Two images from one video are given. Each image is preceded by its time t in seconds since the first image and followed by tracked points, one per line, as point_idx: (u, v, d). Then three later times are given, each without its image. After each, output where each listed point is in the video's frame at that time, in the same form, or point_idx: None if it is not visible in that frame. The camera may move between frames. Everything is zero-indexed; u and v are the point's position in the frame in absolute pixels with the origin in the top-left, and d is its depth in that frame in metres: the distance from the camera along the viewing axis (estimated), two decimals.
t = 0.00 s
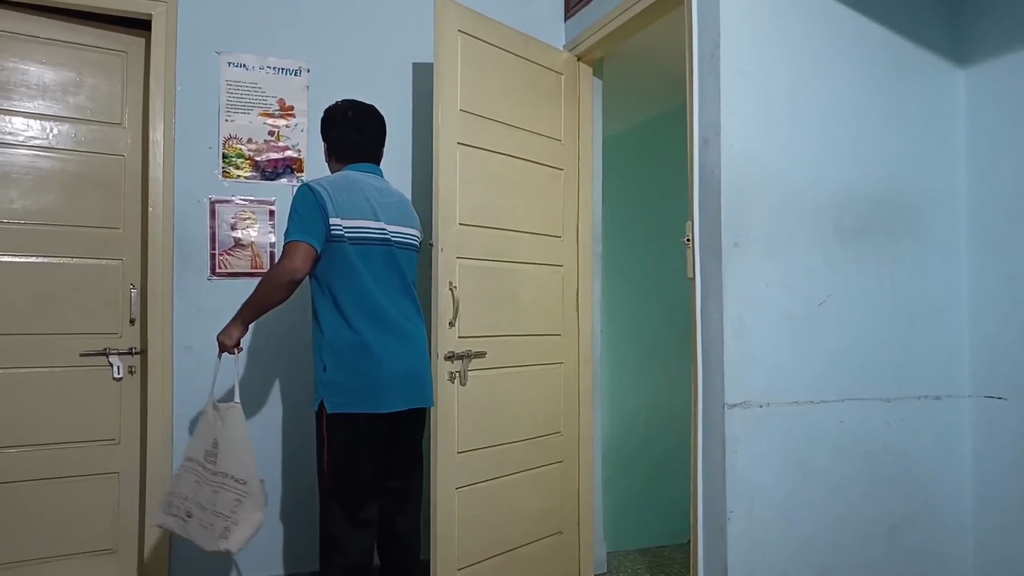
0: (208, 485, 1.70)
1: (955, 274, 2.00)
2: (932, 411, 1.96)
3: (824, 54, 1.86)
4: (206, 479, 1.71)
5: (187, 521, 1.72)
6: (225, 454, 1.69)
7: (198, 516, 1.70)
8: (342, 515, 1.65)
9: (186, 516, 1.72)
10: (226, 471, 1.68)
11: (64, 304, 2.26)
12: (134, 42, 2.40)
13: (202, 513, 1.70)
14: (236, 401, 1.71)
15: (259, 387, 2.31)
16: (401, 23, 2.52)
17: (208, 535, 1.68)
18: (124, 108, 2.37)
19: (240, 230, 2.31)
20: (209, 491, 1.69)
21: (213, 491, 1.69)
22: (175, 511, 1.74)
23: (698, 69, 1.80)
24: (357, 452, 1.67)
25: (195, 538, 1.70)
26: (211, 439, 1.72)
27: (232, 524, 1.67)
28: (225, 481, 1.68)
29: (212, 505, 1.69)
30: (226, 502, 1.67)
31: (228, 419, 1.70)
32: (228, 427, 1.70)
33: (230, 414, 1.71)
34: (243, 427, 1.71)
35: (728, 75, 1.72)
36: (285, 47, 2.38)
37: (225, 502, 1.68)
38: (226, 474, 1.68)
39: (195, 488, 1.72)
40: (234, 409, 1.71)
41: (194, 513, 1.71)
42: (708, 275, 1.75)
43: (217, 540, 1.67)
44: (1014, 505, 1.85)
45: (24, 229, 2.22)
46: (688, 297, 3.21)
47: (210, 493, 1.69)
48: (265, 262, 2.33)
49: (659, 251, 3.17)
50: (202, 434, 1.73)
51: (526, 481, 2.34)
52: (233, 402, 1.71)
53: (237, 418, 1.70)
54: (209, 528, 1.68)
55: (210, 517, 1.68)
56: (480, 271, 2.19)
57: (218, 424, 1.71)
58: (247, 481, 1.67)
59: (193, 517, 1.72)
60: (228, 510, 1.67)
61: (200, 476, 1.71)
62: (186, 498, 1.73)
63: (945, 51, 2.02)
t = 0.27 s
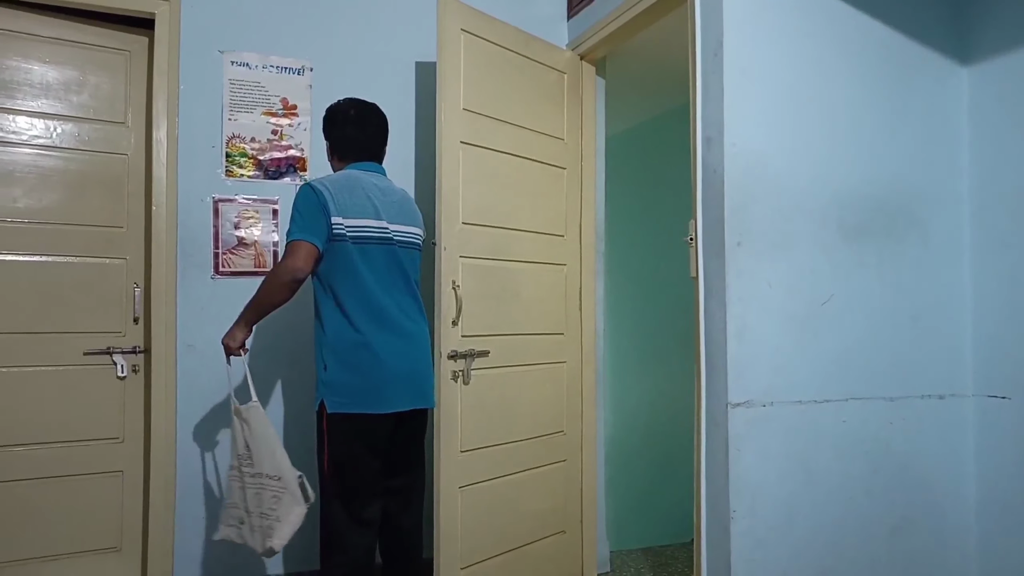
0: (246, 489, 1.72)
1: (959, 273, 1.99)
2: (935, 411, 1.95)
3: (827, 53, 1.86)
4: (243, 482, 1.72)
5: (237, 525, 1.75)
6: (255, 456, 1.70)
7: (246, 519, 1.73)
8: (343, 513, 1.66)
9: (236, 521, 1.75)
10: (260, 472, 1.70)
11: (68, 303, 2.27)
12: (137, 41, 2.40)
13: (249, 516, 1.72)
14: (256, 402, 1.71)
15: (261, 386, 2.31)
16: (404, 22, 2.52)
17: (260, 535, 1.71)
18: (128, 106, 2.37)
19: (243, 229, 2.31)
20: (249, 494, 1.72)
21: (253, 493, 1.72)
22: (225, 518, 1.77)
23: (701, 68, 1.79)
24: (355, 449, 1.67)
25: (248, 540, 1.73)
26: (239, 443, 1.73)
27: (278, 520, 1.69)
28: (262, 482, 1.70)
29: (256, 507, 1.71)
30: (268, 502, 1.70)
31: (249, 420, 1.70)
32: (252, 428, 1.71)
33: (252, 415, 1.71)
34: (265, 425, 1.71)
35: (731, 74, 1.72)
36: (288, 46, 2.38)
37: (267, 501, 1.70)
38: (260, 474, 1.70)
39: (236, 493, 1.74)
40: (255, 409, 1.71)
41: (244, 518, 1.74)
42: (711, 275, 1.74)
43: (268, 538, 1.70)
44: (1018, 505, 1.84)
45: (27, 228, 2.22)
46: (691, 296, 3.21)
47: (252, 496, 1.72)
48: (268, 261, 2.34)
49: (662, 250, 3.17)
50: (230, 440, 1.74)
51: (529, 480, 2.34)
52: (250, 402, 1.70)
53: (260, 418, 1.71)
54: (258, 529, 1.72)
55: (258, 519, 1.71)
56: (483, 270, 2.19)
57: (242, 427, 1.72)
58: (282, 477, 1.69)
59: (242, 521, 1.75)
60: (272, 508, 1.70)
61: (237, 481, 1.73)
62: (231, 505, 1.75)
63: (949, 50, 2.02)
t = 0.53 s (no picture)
0: (253, 487, 1.73)
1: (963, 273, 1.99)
2: (939, 411, 1.95)
3: (831, 52, 1.86)
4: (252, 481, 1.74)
5: (246, 522, 1.77)
6: (260, 456, 1.71)
7: (251, 517, 1.74)
8: (344, 514, 1.65)
9: (244, 518, 1.77)
10: (262, 472, 1.70)
11: (72, 302, 2.27)
12: (141, 41, 2.40)
13: (253, 514, 1.73)
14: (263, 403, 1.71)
15: (265, 385, 2.32)
16: (407, 22, 2.52)
17: (258, 536, 1.71)
18: (131, 106, 2.38)
19: (247, 228, 2.31)
20: (254, 494, 1.73)
21: (258, 492, 1.73)
22: (239, 513, 1.80)
23: (705, 67, 1.79)
24: (354, 451, 1.67)
25: (251, 540, 1.74)
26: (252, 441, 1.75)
27: (271, 524, 1.67)
28: (264, 483, 1.70)
29: (258, 506, 1.72)
30: (267, 504, 1.69)
31: (256, 420, 1.71)
32: (258, 430, 1.72)
33: (259, 417, 1.71)
34: (270, 427, 1.70)
35: (734, 73, 1.72)
36: (291, 46, 2.38)
37: (266, 503, 1.70)
38: (263, 476, 1.70)
39: (245, 489, 1.76)
40: (262, 411, 1.71)
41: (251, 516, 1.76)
42: (715, 274, 1.74)
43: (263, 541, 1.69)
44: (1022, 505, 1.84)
45: (32, 227, 2.23)
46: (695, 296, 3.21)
47: (257, 495, 1.73)
48: (271, 260, 2.34)
49: (666, 250, 3.17)
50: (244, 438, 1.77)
51: (531, 480, 2.34)
52: (258, 402, 1.71)
53: (265, 419, 1.71)
54: (258, 529, 1.71)
55: (258, 519, 1.72)
56: (485, 269, 2.19)
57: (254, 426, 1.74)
58: (279, 481, 1.68)
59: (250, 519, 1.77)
60: (268, 511, 1.69)
61: (248, 479, 1.75)
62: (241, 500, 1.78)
63: (953, 49, 2.01)
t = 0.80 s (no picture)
0: (228, 483, 1.74)
1: (964, 270, 1.99)
2: (940, 408, 1.95)
3: (831, 49, 1.85)
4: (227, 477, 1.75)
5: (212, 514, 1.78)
6: (243, 457, 1.71)
7: (218, 512, 1.76)
8: (348, 515, 1.65)
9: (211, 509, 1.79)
10: (241, 474, 1.71)
11: (72, 301, 2.27)
12: (140, 39, 2.40)
13: (222, 509, 1.75)
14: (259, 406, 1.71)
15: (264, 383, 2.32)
16: (406, 19, 2.51)
17: (223, 533, 1.73)
18: (130, 104, 2.37)
19: (246, 226, 2.31)
20: (228, 489, 1.73)
21: (230, 489, 1.74)
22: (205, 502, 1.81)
23: (704, 65, 1.79)
24: (357, 450, 1.66)
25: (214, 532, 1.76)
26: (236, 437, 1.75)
27: (241, 527, 1.70)
28: (240, 484, 1.71)
29: (229, 504, 1.73)
30: (237, 505, 1.71)
31: (248, 422, 1.71)
32: (248, 430, 1.72)
33: (253, 417, 1.71)
34: (260, 430, 1.71)
35: (735, 69, 1.72)
36: (290, 44, 2.37)
37: (236, 503, 1.71)
38: (241, 476, 1.71)
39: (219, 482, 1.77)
40: (256, 413, 1.71)
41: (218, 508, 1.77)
42: (715, 272, 1.74)
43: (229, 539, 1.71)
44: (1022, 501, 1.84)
45: (31, 226, 2.23)
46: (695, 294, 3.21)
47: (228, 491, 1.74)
48: (271, 258, 2.34)
49: (666, 248, 3.17)
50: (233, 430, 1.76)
51: (532, 478, 2.34)
52: (254, 405, 1.71)
53: (259, 423, 1.71)
54: (223, 526, 1.74)
55: (227, 515, 1.73)
56: (485, 267, 2.19)
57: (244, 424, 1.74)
58: (256, 487, 1.69)
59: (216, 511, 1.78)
60: (237, 513, 1.71)
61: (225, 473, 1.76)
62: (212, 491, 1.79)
63: (953, 45, 2.01)
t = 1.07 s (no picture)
0: (234, 474, 1.74)
1: (984, 269, 1.97)
2: (960, 408, 1.94)
3: (849, 47, 1.84)
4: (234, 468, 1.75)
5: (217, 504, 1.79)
6: (252, 449, 1.72)
7: (223, 503, 1.76)
8: (369, 511, 1.66)
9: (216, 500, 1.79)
10: (249, 467, 1.71)
11: (92, 299, 2.29)
12: (159, 38, 2.42)
13: (227, 501, 1.75)
14: (268, 400, 1.72)
15: (281, 380, 2.33)
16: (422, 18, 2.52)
17: (229, 524, 1.74)
18: (149, 103, 2.39)
19: (263, 224, 2.32)
20: (234, 481, 1.74)
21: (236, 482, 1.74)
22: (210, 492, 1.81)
23: (721, 63, 1.79)
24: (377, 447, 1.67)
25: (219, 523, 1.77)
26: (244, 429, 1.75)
27: (248, 519, 1.71)
28: (248, 476, 1.71)
29: (235, 496, 1.74)
30: (244, 497, 1.71)
31: (258, 415, 1.71)
32: (257, 424, 1.72)
33: (262, 411, 1.72)
34: (269, 425, 1.71)
35: (753, 67, 1.71)
36: (307, 43, 2.38)
37: (243, 496, 1.72)
38: (249, 469, 1.72)
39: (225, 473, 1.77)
40: (266, 407, 1.72)
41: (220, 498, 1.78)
42: (732, 271, 1.74)
43: (235, 531, 1.72)
44: None
45: (52, 224, 2.25)
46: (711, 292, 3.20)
47: (234, 483, 1.74)
48: (288, 257, 2.35)
49: (681, 246, 3.16)
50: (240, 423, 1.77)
51: (547, 476, 2.34)
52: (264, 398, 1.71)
53: (268, 417, 1.71)
54: (229, 518, 1.74)
55: (233, 507, 1.74)
56: (501, 265, 2.19)
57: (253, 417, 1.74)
58: (263, 480, 1.70)
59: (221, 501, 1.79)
60: (244, 506, 1.71)
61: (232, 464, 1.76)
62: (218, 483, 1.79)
63: (974, 43, 1.99)
